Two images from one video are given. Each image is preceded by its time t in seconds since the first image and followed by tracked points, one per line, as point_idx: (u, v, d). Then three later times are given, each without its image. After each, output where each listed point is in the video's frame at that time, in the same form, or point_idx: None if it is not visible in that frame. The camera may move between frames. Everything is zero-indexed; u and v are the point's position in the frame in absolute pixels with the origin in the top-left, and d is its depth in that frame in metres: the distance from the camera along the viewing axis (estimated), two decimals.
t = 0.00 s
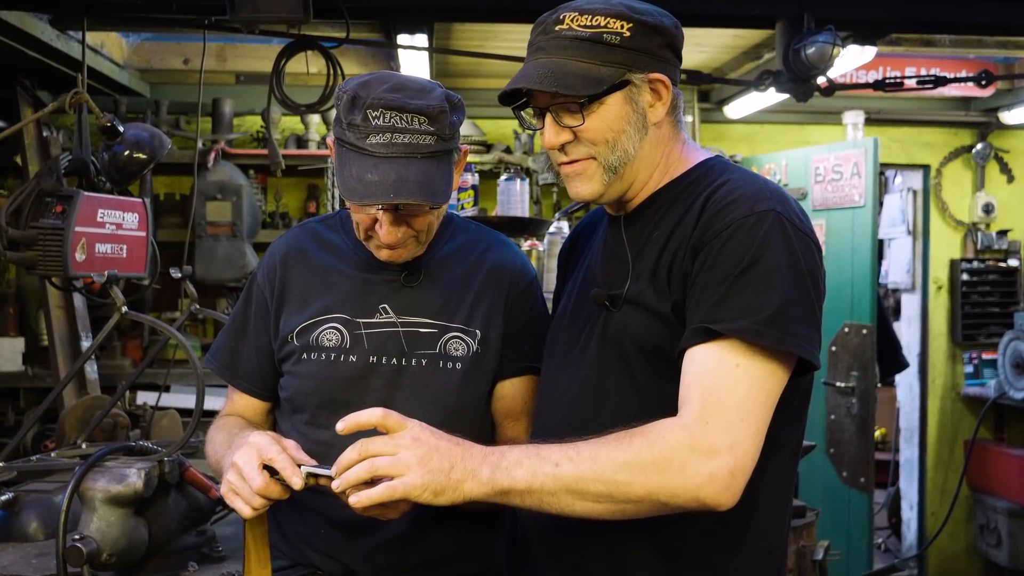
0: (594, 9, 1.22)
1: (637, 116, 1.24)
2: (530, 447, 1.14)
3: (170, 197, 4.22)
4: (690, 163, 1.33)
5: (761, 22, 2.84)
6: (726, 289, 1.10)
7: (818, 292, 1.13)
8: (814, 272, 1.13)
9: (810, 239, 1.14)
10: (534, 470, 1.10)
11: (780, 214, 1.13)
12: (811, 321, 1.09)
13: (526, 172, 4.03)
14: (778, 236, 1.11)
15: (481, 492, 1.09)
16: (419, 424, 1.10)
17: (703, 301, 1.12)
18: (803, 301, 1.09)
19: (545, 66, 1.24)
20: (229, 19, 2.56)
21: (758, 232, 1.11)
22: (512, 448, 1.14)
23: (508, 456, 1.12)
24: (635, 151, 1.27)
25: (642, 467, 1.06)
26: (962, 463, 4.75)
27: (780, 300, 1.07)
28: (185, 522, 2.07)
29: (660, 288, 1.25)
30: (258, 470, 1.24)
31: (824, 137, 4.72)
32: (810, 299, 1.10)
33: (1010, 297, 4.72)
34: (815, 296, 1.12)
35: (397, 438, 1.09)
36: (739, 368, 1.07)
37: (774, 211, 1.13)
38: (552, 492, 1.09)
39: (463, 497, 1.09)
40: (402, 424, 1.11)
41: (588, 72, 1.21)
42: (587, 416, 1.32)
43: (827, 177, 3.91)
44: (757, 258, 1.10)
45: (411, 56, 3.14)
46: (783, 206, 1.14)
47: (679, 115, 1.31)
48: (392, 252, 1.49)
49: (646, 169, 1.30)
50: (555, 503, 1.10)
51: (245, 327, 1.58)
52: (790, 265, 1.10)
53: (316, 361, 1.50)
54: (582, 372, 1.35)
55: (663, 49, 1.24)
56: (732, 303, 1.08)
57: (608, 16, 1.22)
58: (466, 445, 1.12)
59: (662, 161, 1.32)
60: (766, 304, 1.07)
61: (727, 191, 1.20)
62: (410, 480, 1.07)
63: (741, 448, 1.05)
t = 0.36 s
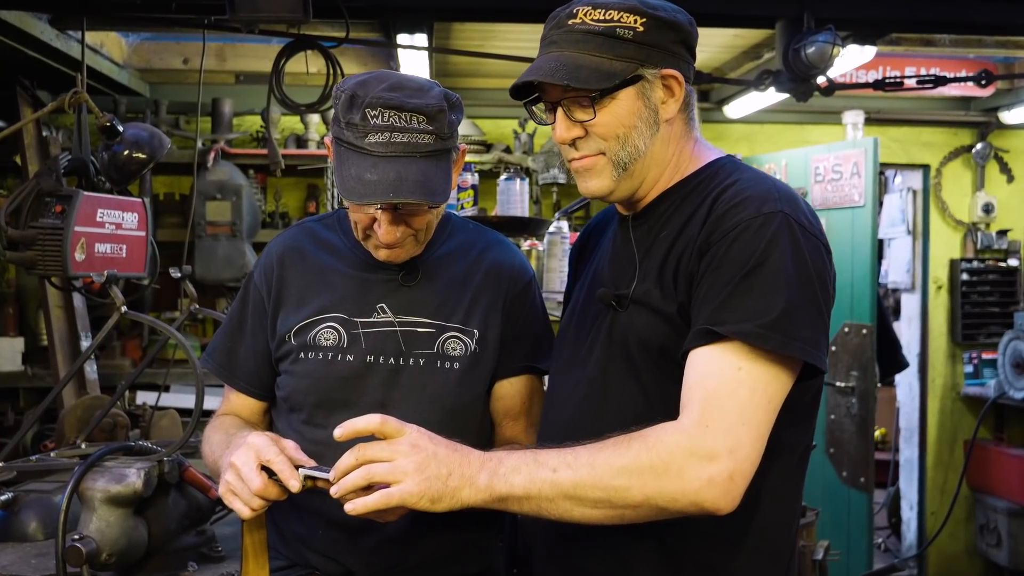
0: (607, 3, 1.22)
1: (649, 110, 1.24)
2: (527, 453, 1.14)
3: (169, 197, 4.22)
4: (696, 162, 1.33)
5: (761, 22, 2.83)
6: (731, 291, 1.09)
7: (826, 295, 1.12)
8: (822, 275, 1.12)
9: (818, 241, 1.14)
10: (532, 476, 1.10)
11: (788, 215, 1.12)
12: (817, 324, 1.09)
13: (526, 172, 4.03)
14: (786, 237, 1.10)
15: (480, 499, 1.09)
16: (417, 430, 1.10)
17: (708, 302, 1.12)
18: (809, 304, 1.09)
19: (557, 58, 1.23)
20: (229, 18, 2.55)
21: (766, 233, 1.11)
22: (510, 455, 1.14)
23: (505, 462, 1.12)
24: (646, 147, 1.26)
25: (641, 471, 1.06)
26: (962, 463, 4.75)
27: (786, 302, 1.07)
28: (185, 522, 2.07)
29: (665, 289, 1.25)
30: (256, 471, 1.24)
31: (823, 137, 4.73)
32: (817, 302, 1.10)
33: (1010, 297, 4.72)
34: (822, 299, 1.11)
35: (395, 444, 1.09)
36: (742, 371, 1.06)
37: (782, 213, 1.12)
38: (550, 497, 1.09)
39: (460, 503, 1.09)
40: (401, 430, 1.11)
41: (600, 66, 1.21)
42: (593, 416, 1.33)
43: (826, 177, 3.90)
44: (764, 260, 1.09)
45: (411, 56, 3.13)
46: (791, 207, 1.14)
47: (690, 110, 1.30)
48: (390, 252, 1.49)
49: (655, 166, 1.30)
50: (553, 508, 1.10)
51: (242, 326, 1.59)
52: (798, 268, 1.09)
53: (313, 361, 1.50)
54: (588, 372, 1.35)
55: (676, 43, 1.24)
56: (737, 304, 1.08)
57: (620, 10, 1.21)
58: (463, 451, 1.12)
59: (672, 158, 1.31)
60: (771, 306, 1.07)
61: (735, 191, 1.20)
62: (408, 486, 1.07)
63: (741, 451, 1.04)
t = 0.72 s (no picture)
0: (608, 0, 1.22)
1: (651, 108, 1.23)
2: (524, 455, 1.14)
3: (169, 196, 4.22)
4: (699, 160, 1.32)
5: (760, 22, 2.83)
6: (732, 293, 1.09)
7: (829, 297, 1.11)
8: (824, 276, 1.11)
9: (822, 243, 1.13)
10: (529, 478, 1.10)
11: (790, 215, 1.12)
12: (819, 327, 1.08)
13: (526, 172, 4.03)
14: (788, 238, 1.10)
15: (476, 501, 1.09)
16: (415, 429, 1.10)
17: (709, 305, 1.12)
18: (811, 307, 1.08)
19: (557, 57, 1.23)
20: (228, 18, 2.55)
21: (767, 235, 1.10)
22: (507, 456, 1.14)
23: (502, 464, 1.12)
24: (647, 145, 1.26)
25: (637, 476, 1.06)
26: (962, 463, 4.75)
27: (786, 305, 1.06)
28: (184, 522, 2.07)
29: (668, 290, 1.25)
30: (256, 468, 1.23)
31: (823, 137, 4.73)
32: (818, 304, 1.09)
33: (1010, 297, 4.71)
34: (825, 301, 1.10)
35: (394, 443, 1.09)
36: (741, 375, 1.06)
37: (784, 214, 1.12)
38: (545, 501, 1.09)
39: (457, 504, 1.09)
40: (399, 428, 1.10)
41: (600, 64, 1.21)
42: (597, 417, 1.34)
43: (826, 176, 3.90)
44: (764, 262, 1.09)
45: (411, 56, 3.13)
46: (794, 207, 1.14)
47: (697, 107, 1.29)
48: (389, 251, 1.49)
49: (658, 165, 1.29)
50: (549, 512, 1.09)
51: (240, 326, 1.58)
52: (799, 270, 1.08)
53: (312, 360, 1.50)
54: (593, 372, 1.36)
55: (679, 40, 1.23)
56: (737, 307, 1.08)
57: (621, 7, 1.21)
58: (461, 452, 1.11)
59: (676, 156, 1.31)
60: (771, 309, 1.06)
61: (737, 192, 1.20)
62: (406, 485, 1.07)
63: (740, 457, 1.04)
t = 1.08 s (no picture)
0: None
1: (651, 107, 1.23)
2: (525, 458, 1.13)
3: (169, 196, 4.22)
4: (702, 158, 1.31)
5: (761, 22, 2.83)
6: (726, 299, 1.08)
7: (824, 301, 1.10)
8: (819, 280, 1.09)
9: (817, 245, 1.11)
10: (530, 482, 1.10)
11: (784, 218, 1.10)
12: (814, 333, 1.07)
13: (526, 172, 4.03)
14: (780, 242, 1.08)
15: (475, 503, 1.09)
16: (416, 429, 1.10)
17: (704, 311, 1.11)
18: (806, 312, 1.07)
19: (554, 58, 1.24)
20: (229, 18, 2.55)
21: (759, 239, 1.09)
22: (509, 459, 1.13)
23: (504, 467, 1.12)
24: (647, 145, 1.25)
25: (637, 485, 1.05)
26: (963, 463, 4.74)
27: (779, 311, 1.05)
28: (184, 522, 2.07)
29: (666, 293, 1.24)
30: (258, 464, 1.23)
31: (823, 137, 4.74)
32: (812, 310, 1.07)
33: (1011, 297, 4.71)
34: (820, 306, 1.09)
35: (394, 443, 1.10)
36: (738, 384, 1.04)
37: (777, 217, 1.10)
38: (547, 507, 1.09)
39: (456, 505, 1.09)
40: (400, 428, 1.11)
41: (597, 64, 1.21)
42: (602, 420, 1.35)
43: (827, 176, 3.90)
44: (757, 266, 1.08)
45: (411, 56, 3.13)
46: (789, 209, 1.12)
47: (701, 104, 1.28)
48: (390, 252, 1.49)
49: (660, 164, 1.29)
50: (551, 518, 1.10)
51: (242, 326, 1.58)
52: (792, 274, 1.07)
53: (313, 360, 1.50)
54: (597, 373, 1.37)
55: (679, 37, 1.22)
56: (731, 313, 1.07)
57: (617, 6, 1.20)
58: (462, 454, 1.12)
59: (679, 156, 1.30)
60: (764, 314, 1.05)
61: (733, 194, 1.19)
62: (405, 484, 1.07)
63: (741, 468, 1.02)
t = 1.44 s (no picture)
0: (603, 1, 1.21)
1: (651, 109, 1.23)
2: (544, 448, 1.12)
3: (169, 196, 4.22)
4: (707, 159, 1.31)
5: (761, 22, 2.83)
6: (732, 306, 1.08)
7: (829, 305, 1.09)
8: (825, 285, 1.09)
9: (823, 250, 1.11)
10: (547, 472, 1.08)
11: (789, 223, 1.10)
12: (819, 339, 1.06)
13: (526, 171, 4.03)
14: (785, 248, 1.08)
15: (488, 486, 1.08)
16: (437, 404, 1.09)
17: (711, 319, 1.11)
18: (812, 318, 1.06)
19: (551, 62, 1.24)
20: (229, 18, 2.55)
21: (764, 245, 1.09)
22: (527, 446, 1.13)
23: (522, 453, 1.11)
24: (648, 147, 1.26)
25: (656, 488, 1.04)
26: (963, 462, 4.74)
27: (786, 318, 1.05)
28: (185, 522, 2.07)
29: (669, 298, 1.24)
30: (263, 463, 1.23)
31: (823, 137, 4.74)
32: (818, 315, 1.07)
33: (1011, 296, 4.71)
34: (825, 310, 1.08)
35: (412, 414, 1.08)
36: (752, 392, 1.04)
37: (781, 222, 1.10)
38: (562, 499, 1.08)
39: (467, 485, 1.08)
40: (421, 399, 1.09)
41: (595, 68, 1.21)
42: (607, 422, 1.35)
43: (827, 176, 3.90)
44: (764, 272, 1.08)
45: (412, 55, 3.13)
46: (794, 214, 1.12)
47: (708, 104, 1.28)
48: (395, 251, 1.49)
49: (664, 165, 1.29)
50: (565, 510, 1.09)
51: (244, 326, 1.58)
52: (798, 280, 1.07)
53: (316, 359, 1.50)
54: (601, 374, 1.37)
55: (680, 37, 1.22)
56: (738, 320, 1.07)
57: (616, 7, 1.20)
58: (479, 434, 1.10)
59: (682, 157, 1.30)
60: (772, 321, 1.05)
61: (737, 197, 1.19)
62: (415, 455, 1.06)
63: (763, 478, 1.01)
